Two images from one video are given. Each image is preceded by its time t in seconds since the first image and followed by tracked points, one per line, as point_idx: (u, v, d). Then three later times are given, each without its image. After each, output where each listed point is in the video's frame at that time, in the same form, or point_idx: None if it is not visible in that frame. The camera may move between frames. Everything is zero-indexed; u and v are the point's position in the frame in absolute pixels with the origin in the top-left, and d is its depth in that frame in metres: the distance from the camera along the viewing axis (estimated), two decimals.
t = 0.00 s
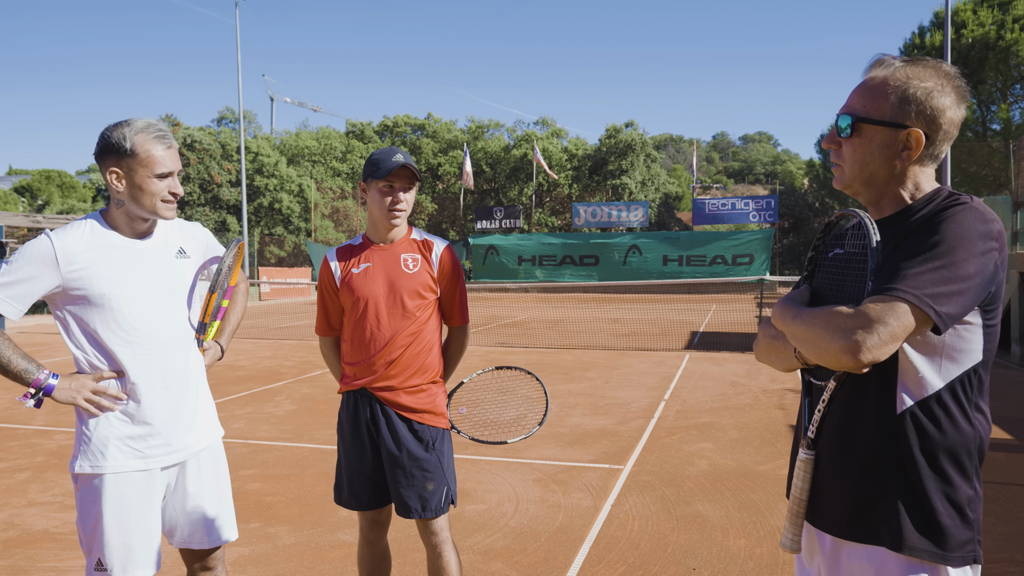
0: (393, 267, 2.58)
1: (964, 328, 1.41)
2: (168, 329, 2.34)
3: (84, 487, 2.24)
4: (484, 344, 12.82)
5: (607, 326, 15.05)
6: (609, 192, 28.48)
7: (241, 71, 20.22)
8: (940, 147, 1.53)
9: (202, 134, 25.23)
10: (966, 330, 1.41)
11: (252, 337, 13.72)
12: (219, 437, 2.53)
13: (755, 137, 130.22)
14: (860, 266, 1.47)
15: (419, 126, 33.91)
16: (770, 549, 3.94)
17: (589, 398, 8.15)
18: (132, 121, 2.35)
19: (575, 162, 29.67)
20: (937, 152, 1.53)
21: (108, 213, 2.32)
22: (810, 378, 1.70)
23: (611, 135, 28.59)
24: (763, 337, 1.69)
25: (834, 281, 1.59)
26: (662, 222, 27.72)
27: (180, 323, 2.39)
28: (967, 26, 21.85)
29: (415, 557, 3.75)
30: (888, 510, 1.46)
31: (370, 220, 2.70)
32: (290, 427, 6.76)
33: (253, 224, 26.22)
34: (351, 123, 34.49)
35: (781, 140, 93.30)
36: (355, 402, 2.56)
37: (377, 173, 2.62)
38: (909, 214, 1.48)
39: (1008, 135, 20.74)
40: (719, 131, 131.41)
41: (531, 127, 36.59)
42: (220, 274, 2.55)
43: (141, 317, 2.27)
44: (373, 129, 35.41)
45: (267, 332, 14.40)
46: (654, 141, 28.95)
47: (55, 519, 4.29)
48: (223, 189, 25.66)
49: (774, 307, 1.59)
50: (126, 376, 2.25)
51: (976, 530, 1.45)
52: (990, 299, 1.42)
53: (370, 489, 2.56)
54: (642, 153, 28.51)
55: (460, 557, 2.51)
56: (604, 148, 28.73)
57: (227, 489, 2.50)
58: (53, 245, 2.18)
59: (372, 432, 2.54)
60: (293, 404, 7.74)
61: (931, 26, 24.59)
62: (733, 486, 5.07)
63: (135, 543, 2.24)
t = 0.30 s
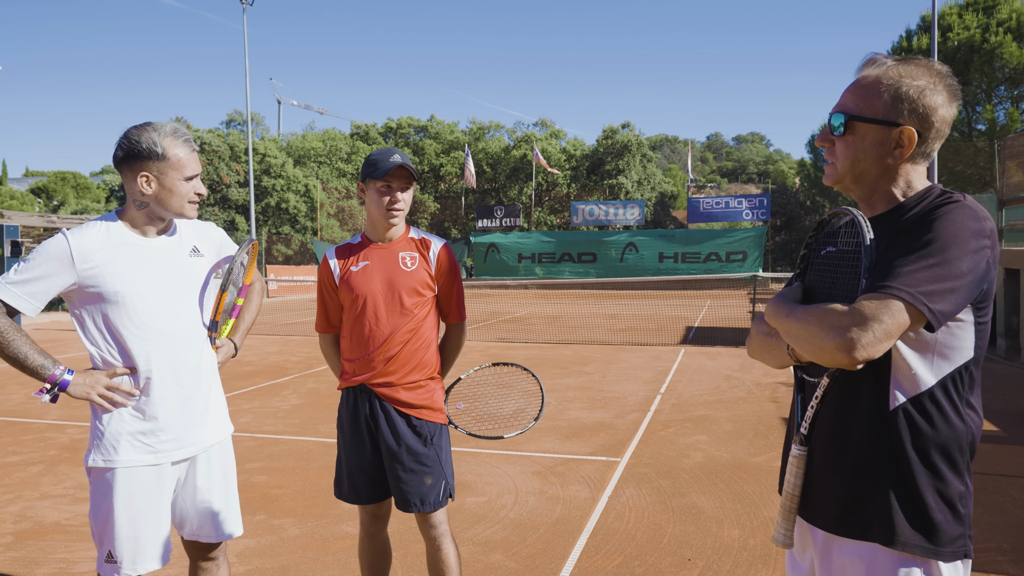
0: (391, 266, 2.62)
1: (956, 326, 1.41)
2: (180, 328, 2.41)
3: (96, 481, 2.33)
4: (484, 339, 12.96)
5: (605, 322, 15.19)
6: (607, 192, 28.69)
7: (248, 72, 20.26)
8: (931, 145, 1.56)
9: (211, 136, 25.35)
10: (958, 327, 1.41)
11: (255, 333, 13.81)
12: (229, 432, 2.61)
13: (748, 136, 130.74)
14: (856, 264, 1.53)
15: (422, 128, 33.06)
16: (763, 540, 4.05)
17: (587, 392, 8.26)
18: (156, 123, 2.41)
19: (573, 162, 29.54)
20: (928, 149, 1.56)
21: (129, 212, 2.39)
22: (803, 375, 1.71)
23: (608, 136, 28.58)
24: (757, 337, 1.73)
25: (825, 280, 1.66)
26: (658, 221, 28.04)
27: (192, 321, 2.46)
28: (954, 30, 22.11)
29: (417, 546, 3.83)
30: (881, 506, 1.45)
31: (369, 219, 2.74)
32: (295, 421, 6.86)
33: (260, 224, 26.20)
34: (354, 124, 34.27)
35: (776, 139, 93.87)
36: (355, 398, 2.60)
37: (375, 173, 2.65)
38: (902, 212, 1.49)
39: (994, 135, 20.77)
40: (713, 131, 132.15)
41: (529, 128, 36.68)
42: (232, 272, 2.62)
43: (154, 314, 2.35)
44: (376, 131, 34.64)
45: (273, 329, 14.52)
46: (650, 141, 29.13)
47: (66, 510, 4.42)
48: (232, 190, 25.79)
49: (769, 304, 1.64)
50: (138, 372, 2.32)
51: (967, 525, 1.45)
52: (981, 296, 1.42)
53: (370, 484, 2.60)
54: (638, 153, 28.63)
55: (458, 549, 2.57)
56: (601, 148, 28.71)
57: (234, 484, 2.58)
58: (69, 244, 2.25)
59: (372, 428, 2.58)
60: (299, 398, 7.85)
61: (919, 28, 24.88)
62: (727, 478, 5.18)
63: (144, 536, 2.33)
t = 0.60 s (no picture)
0: (380, 265, 2.61)
1: (948, 325, 1.40)
2: (172, 328, 2.40)
3: (86, 481, 2.32)
4: (484, 337, 12.95)
5: (604, 320, 15.18)
6: (607, 190, 28.63)
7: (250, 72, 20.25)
8: (921, 140, 1.55)
9: (214, 136, 25.38)
10: (950, 326, 1.40)
11: (256, 332, 13.80)
12: (222, 432, 2.60)
13: (744, 138, 130.76)
14: (845, 262, 1.52)
15: (424, 128, 32.38)
16: (759, 539, 4.04)
17: (585, 390, 8.25)
18: (149, 123, 2.39)
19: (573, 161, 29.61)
20: (917, 144, 1.56)
21: (120, 211, 2.37)
22: (794, 375, 1.70)
23: (607, 135, 28.60)
24: (747, 337, 1.73)
25: (815, 280, 1.65)
26: (657, 220, 28.07)
27: (184, 321, 2.45)
28: (950, 29, 22.04)
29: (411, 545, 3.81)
30: (872, 508, 1.44)
31: (358, 217, 2.72)
32: (294, 419, 6.85)
33: (263, 224, 26.16)
34: (356, 125, 34.01)
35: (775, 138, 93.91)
36: (344, 398, 2.60)
37: (363, 171, 2.64)
38: (893, 209, 1.49)
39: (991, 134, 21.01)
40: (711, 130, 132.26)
41: (529, 128, 36.72)
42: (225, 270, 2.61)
43: (145, 313, 2.34)
44: (379, 130, 33.52)
45: (275, 327, 14.51)
46: (649, 141, 29.09)
47: (63, 508, 4.41)
48: (235, 190, 25.76)
49: (759, 303, 1.63)
50: (128, 372, 2.31)
51: (960, 528, 1.44)
52: (974, 294, 1.41)
53: (359, 483, 2.60)
54: (638, 153, 28.56)
55: (448, 548, 2.58)
56: (600, 148, 28.70)
57: (225, 484, 2.57)
58: (58, 242, 2.23)
59: (361, 428, 2.58)
60: (299, 396, 7.84)
61: (916, 28, 24.87)
62: (724, 476, 5.18)
63: (133, 536, 2.32)
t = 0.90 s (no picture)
0: (383, 265, 2.58)
1: (964, 325, 1.32)
2: (172, 329, 2.39)
3: (86, 483, 2.31)
4: (501, 335, 12.91)
5: (622, 317, 15.07)
6: (626, 186, 28.41)
7: (270, 72, 20.40)
8: (937, 133, 1.47)
9: (235, 136, 25.63)
10: (967, 326, 1.32)
11: (275, 330, 13.89)
12: (224, 432, 2.58)
13: (765, 133, 129.33)
14: (854, 260, 1.45)
15: (442, 125, 32.33)
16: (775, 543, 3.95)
17: (601, 388, 8.18)
18: (144, 122, 2.37)
19: (591, 158, 29.50)
20: (932, 138, 1.48)
21: (118, 213, 2.35)
22: (803, 378, 1.63)
23: (627, 131, 28.50)
24: (753, 338, 1.66)
25: (823, 279, 1.58)
26: (676, 216, 27.84)
27: (183, 322, 2.43)
28: (977, 20, 21.59)
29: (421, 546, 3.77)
30: (884, 517, 1.37)
31: (359, 217, 2.69)
32: (309, 417, 6.86)
33: (283, 222, 26.31)
34: (374, 122, 33.99)
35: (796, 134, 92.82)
36: (347, 399, 2.56)
37: (364, 171, 2.60)
38: (906, 204, 1.41)
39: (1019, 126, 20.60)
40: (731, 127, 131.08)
41: (547, 125, 36.61)
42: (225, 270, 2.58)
43: (143, 313, 2.32)
44: (397, 127, 33.54)
45: (293, 325, 14.59)
46: (669, 136, 28.83)
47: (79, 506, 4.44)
48: (255, 188, 25.92)
49: (766, 303, 1.56)
50: (128, 374, 2.29)
51: (977, 540, 1.37)
52: (991, 293, 1.32)
53: (363, 486, 2.56)
54: (657, 148, 28.34)
55: (453, 551, 2.53)
56: (619, 144, 28.58)
57: (226, 486, 2.55)
58: (55, 244, 2.21)
59: (364, 430, 2.54)
60: (314, 395, 7.85)
61: (941, 19, 24.42)
62: (740, 477, 5.09)
63: (135, 538, 2.30)
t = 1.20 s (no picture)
0: (384, 263, 2.55)
1: (971, 328, 1.27)
2: (171, 326, 2.37)
3: (87, 480, 2.28)
4: (515, 334, 12.86)
5: (638, 317, 14.95)
6: (643, 186, 28.22)
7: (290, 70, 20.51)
8: (954, 133, 1.42)
9: (255, 133, 25.82)
10: (974, 330, 1.27)
11: (291, 327, 13.95)
12: (224, 429, 2.55)
13: (786, 133, 127.97)
14: (856, 260, 1.40)
15: (461, 124, 32.36)
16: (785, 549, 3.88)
17: (613, 389, 8.11)
18: (138, 117, 2.36)
19: (609, 157, 29.31)
20: (949, 138, 1.43)
21: (114, 210, 2.35)
22: (801, 381, 1.59)
23: (645, 130, 28.30)
24: (752, 339, 1.62)
25: (826, 279, 1.53)
26: (694, 216, 27.63)
27: (182, 319, 2.42)
28: (1004, 19, 21.19)
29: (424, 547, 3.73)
30: (883, 526, 1.32)
31: (361, 215, 2.67)
32: (320, 414, 6.86)
33: (301, 219, 26.42)
34: (393, 120, 34.03)
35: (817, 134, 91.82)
36: (347, 398, 2.54)
37: (363, 168, 2.58)
38: (916, 203, 1.35)
39: None
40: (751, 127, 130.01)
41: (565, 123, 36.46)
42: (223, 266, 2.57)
43: (142, 310, 2.31)
44: (416, 125, 33.55)
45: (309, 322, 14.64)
46: (688, 136, 28.61)
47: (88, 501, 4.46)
48: (273, 185, 26.07)
49: (765, 304, 1.51)
50: (128, 371, 2.28)
51: (982, 551, 1.31)
52: (999, 295, 1.27)
53: (361, 485, 2.54)
54: (675, 148, 28.13)
55: (453, 554, 2.49)
56: (637, 143, 28.37)
57: (226, 484, 2.51)
58: (52, 244, 2.21)
59: (363, 430, 2.52)
60: (326, 392, 7.87)
61: (967, 18, 24.01)
62: (751, 481, 5.01)
63: (136, 536, 2.28)
